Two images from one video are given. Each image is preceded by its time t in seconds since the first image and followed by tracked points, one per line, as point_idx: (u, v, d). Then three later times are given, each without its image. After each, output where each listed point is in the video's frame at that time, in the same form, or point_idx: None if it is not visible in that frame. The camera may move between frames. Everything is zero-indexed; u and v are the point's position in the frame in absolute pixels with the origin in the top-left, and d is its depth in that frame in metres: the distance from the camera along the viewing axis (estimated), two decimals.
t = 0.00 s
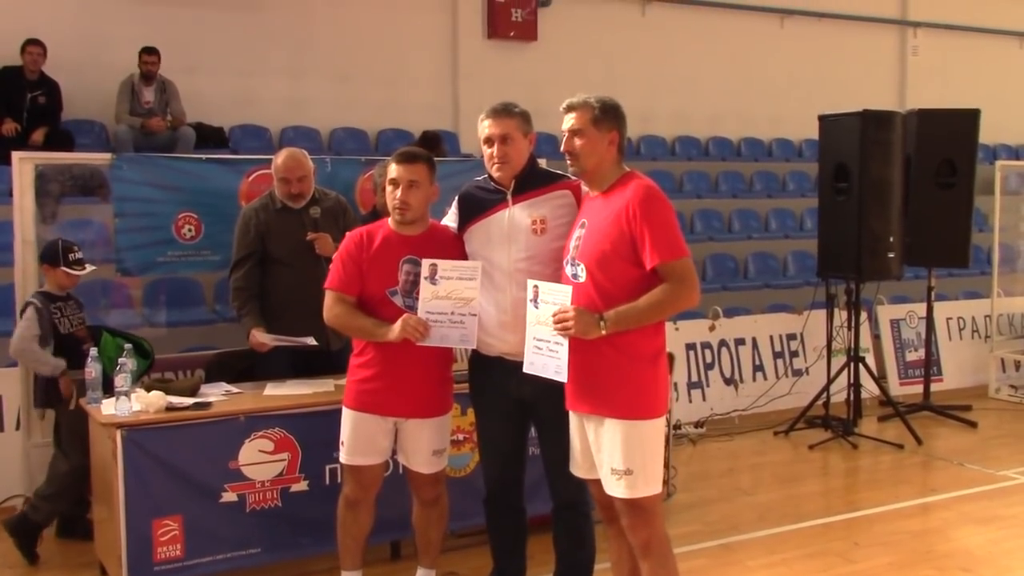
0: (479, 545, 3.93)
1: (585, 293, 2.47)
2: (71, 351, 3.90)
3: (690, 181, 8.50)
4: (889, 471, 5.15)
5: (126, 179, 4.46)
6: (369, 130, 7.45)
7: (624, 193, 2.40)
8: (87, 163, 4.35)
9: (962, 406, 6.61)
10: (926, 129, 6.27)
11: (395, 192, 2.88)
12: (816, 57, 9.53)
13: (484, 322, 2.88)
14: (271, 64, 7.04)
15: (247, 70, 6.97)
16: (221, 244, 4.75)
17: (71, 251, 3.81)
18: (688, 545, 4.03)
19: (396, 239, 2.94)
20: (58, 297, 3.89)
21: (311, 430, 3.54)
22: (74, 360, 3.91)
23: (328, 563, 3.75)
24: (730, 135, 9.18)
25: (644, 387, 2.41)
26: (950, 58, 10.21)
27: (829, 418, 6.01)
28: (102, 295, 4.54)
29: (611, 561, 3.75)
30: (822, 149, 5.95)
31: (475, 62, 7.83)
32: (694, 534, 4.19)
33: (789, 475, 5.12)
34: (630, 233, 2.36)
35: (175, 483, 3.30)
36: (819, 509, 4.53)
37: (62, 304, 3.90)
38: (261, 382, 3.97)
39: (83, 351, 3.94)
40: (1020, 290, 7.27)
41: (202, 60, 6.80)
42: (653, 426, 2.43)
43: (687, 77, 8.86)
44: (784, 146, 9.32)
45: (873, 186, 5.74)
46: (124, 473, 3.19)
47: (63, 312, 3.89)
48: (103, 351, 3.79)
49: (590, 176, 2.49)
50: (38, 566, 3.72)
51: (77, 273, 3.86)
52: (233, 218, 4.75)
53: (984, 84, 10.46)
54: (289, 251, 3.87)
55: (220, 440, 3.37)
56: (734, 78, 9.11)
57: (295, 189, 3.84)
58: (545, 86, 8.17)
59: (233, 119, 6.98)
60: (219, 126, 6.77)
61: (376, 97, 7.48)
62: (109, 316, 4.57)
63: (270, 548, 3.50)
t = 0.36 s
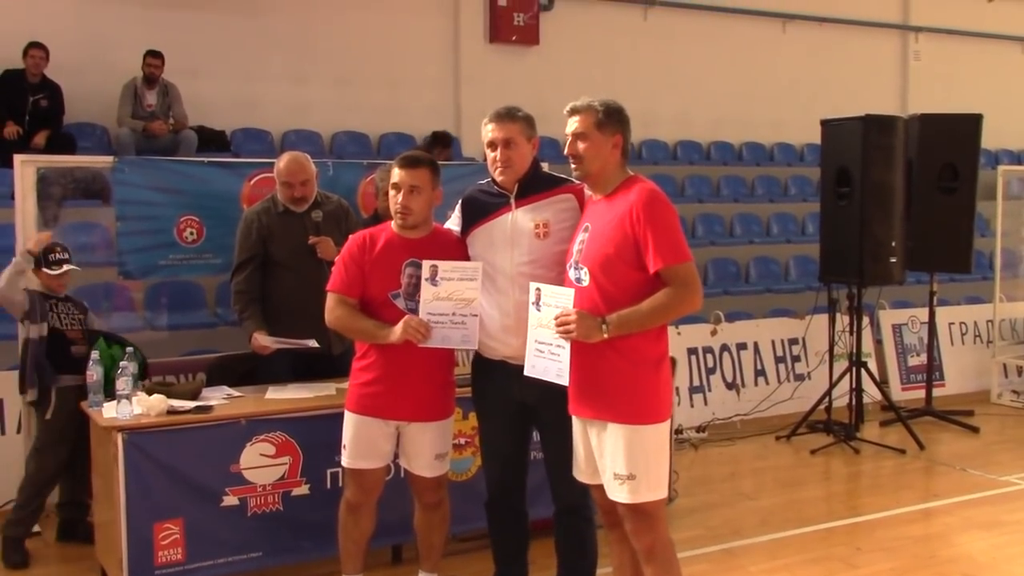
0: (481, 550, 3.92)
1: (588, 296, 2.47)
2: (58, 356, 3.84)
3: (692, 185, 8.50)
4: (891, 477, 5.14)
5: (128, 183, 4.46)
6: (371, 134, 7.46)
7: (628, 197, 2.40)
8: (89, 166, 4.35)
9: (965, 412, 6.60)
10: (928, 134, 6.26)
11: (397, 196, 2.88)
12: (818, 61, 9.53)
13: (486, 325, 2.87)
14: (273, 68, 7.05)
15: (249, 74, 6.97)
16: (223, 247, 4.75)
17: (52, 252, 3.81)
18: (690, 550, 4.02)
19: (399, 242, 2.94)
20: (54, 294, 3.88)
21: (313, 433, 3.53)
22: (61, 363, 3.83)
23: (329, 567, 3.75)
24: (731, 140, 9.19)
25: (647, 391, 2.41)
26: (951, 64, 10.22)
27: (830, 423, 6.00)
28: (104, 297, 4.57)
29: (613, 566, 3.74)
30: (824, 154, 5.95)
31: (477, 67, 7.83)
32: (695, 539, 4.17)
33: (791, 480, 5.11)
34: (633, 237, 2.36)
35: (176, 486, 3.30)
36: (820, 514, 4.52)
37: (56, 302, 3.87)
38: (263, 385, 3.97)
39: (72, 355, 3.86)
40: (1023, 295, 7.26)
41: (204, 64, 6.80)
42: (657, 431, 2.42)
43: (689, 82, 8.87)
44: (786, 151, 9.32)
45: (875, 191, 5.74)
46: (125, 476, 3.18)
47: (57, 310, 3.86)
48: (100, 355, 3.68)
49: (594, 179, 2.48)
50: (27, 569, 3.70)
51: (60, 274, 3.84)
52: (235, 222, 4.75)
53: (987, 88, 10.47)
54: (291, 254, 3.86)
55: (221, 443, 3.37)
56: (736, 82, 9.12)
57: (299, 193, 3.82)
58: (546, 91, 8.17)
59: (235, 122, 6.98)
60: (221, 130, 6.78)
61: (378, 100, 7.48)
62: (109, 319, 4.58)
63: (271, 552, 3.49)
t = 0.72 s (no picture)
0: (483, 552, 3.92)
1: (589, 298, 2.46)
2: (36, 353, 3.78)
3: (694, 188, 8.50)
4: (893, 479, 5.13)
5: (131, 185, 4.48)
6: (373, 136, 7.46)
7: (631, 200, 2.39)
8: (91, 169, 4.36)
9: (967, 414, 6.59)
10: (930, 137, 6.26)
11: (400, 201, 2.88)
12: (820, 64, 9.53)
13: (490, 327, 2.87)
14: (276, 70, 7.05)
15: (251, 76, 6.98)
16: (225, 250, 4.73)
17: (44, 245, 3.75)
18: (692, 553, 4.01)
19: (402, 243, 2.94)
20: (47, 293, 3.83)
21: (315, 436, 3.53)
22: (37, 361, 3.78)
23: (330, 570, 3.75)
24: (733, 143, 9.19)
25: (648, 395, 2.40)
26: (954, 67, 10.22)
27: (833, 426, 5.99)
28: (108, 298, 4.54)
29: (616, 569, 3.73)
30: (827, 156, 5.94)
31: (479, 69, 7.84)
32: (697, 542, 4.17)
33: (793, 483, 5.10)
34: (636, 239, 2.35)
35: (178, 489, 3.29)
36: (823, 517, 4.51)
37: (47, 301, 3.82)
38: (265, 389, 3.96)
39: (51, 356, 3.81)
40: None
41: (207, 67, 6.81)
42: (658, 435, 2.42)
43: (690, 85, 8.87)
44: (788, 153, 9.32)
45: (878, 193, 5.74)
46: (126, 478, 3.18)
47: (46, 308, 3.81)
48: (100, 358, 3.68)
49: (598, 181, 2.48)
50: (27, 572, 3.69)
51: (48, 270, 3.77)
52: (238, 225, 4.75)
53: (989, 92, 10.46)
54: (294, 257, 3.86)
55: (223, 445, 3.36)
56: (738, 85, 9.12)
57: (303, 195, 3.82)
58: (548, 93, 8.17)
59: (237, 124, 6.98)
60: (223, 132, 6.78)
61: (380, 103, 7.48)
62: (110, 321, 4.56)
63: (272, 555, 3.49)
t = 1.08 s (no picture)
0: (485, 553, 3.91)
1: (594, 298, 2.46)
2: (36, 352, 3.78)
3: (697, 188, 8.49)
4: (897, 480, 5.12)
5: (134, 185, 4.49)
6: (376, 136, 7.46)
7: (636, 200, 2.39)
8: (95, 169, 4.36)
9: (971, 415, 6.58)
10: (934, 137, 6.25)
11: (408, 203, 2.86)
12: (824, 64, 9.52)
13: (493, 328, 2.86)
14: (279, 70, 7.06)
15: (254, 76, 6.98)
16: (227, 249, 4.75)
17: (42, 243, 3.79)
18: (694, 553, 4.01)
19: (404, 243, 2.94)
20: (48, 293, 3.85)
21: (318, 436, 3.53)
22: (37, 360, 3.78)
23: (332, 570, 3.75)
24: (737, 143, 9.18)
25: (654, 395, 2.40)
26: (958, 67, 10.20)
27: (836, 426, 5.98)
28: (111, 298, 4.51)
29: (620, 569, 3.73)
30: (831, 157, 5.93)
31: (482, 69, 7.84)
32: (700, 542, 4.16)
33: (796, 484, 5.09)
34: (641, 239, 2.35)
35: (180, 489, 3.29)
36: (826, 518, 4.50)
37: (48, 300, 3.83)
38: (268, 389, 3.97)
39: (54, 355, 3.80)
40: None
41: (210, 67, 6.81)
42: (663, 434, 2.42)
43: (694, 85, 8.86)
44: (791, 153, 9.31)
45: (882, 193, 5.72)
46: (129, 478, 3.18)
47: (47, 307, 3.81)
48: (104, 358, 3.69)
49: (602, 181, 2.48)
50: (29, 572, 3.69)
51: (48, 268, 3.79)
52: (240, 224, 4.76)
53: (993, 93, 10.45)
54: (297, 257, 3.86)
55: (226, 445, 3.36)
56: (741, 85, 9.11)
57: (306, 195, 3.82)
58: (551, 93, 8.17)
59: (240, 124, 6.99)
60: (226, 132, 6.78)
61: (383, 103, 7.48)
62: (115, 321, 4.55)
63: (275, 554, 3.49)
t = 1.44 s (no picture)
0: (486, 551, 3.92)
1: (598, 296, 2.46)
2: (38, 349, 3.81)
3: (698, 186, 8.49)
4: (899, 478, 5.11)
5: (137, 183, 4.47)
6: (377, 134, 7.46)
7: (638, 196, 2.39)
8: (97, 166, 4.34)
9: (973, 413, 6.57)
10: (936, 135, 6.24)
11: (418, 198, 2.86)
12: (826, 62, 9.51)
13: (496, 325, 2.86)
14: (280, 68, 7.06)
15: (256, 74, 6.98)
16: (229, 247, 4.75)
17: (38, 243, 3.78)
18: (695, 552, 4.01)
19: (406, 243, 2.93)
20: (47, 291, 3.85)
21: (319, 434, 3.53)
22: (39, 357, 3.81)
23: (333, 568, 3.75)
24: (738, 141, 9.17)
25: (658, 392, 2.39)
26: (960, 65, 10.19)
27: (838, 425, 5.98)
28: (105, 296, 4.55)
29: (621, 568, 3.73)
30: (832, 155, 5.92)
31: (483, 67, 7.84)
32: (701, 540, 4.16)
33: (798, 482, 5.09)
34: (644, 236, 2.35)
35: (182, 487, 3.29)
36: (827, 516, 4.50)
37: (47, 299, 3.83)
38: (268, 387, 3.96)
39: (50, 353, 3.82)
40: None
41: (211, 65, 6.81)
42: (667, 431, 2.41)
43: (696, 83, 8.85)
44: (793, 151, 9.30)
45: (883, 192, 5.72)
46: (130, 476, 3.18)
47: (46, 306, 3.82)
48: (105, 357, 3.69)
49: (605, 178, 2.47)
50: (31, 570, 3.70)
51: (46, 267, 3.79)
52: (242, 222, 4.75)
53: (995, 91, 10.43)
54: (299, 255, 3.86)
55: (228, 443, 3.36)
56: (743, 83, 9.10)
57: (308, 192, 3.82)
58: (553, 91, 8.16)
59: (241, 122, 6.98)
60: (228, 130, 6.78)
61: (385, 101, 7.48)
62: (116, 319, 4.57)
63: (276, 552, 3.49)
